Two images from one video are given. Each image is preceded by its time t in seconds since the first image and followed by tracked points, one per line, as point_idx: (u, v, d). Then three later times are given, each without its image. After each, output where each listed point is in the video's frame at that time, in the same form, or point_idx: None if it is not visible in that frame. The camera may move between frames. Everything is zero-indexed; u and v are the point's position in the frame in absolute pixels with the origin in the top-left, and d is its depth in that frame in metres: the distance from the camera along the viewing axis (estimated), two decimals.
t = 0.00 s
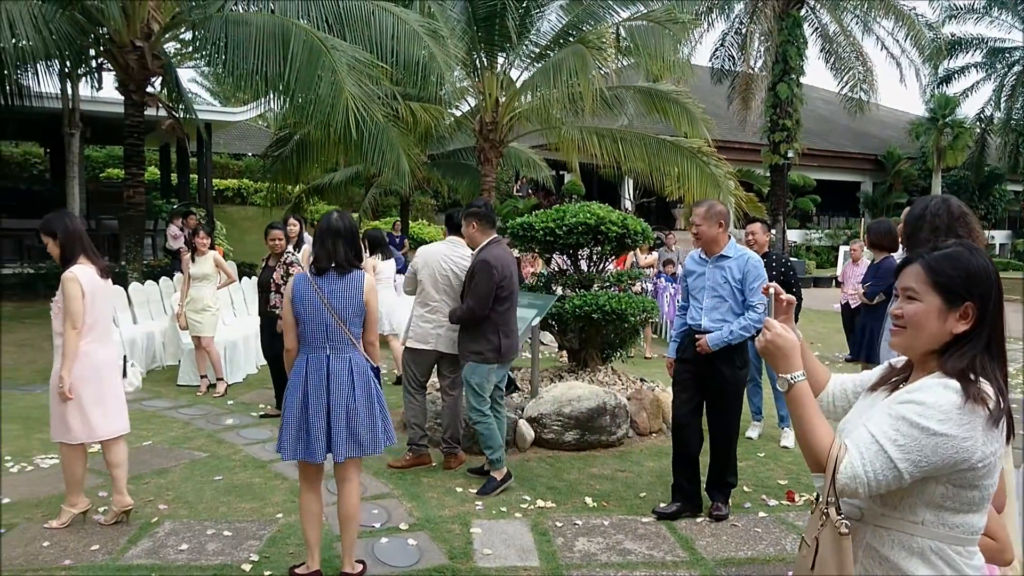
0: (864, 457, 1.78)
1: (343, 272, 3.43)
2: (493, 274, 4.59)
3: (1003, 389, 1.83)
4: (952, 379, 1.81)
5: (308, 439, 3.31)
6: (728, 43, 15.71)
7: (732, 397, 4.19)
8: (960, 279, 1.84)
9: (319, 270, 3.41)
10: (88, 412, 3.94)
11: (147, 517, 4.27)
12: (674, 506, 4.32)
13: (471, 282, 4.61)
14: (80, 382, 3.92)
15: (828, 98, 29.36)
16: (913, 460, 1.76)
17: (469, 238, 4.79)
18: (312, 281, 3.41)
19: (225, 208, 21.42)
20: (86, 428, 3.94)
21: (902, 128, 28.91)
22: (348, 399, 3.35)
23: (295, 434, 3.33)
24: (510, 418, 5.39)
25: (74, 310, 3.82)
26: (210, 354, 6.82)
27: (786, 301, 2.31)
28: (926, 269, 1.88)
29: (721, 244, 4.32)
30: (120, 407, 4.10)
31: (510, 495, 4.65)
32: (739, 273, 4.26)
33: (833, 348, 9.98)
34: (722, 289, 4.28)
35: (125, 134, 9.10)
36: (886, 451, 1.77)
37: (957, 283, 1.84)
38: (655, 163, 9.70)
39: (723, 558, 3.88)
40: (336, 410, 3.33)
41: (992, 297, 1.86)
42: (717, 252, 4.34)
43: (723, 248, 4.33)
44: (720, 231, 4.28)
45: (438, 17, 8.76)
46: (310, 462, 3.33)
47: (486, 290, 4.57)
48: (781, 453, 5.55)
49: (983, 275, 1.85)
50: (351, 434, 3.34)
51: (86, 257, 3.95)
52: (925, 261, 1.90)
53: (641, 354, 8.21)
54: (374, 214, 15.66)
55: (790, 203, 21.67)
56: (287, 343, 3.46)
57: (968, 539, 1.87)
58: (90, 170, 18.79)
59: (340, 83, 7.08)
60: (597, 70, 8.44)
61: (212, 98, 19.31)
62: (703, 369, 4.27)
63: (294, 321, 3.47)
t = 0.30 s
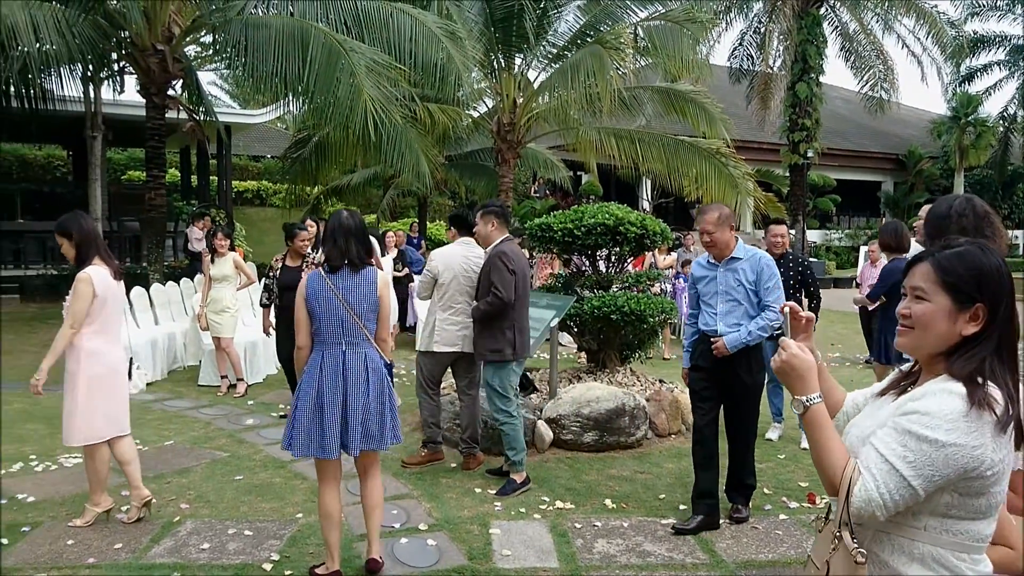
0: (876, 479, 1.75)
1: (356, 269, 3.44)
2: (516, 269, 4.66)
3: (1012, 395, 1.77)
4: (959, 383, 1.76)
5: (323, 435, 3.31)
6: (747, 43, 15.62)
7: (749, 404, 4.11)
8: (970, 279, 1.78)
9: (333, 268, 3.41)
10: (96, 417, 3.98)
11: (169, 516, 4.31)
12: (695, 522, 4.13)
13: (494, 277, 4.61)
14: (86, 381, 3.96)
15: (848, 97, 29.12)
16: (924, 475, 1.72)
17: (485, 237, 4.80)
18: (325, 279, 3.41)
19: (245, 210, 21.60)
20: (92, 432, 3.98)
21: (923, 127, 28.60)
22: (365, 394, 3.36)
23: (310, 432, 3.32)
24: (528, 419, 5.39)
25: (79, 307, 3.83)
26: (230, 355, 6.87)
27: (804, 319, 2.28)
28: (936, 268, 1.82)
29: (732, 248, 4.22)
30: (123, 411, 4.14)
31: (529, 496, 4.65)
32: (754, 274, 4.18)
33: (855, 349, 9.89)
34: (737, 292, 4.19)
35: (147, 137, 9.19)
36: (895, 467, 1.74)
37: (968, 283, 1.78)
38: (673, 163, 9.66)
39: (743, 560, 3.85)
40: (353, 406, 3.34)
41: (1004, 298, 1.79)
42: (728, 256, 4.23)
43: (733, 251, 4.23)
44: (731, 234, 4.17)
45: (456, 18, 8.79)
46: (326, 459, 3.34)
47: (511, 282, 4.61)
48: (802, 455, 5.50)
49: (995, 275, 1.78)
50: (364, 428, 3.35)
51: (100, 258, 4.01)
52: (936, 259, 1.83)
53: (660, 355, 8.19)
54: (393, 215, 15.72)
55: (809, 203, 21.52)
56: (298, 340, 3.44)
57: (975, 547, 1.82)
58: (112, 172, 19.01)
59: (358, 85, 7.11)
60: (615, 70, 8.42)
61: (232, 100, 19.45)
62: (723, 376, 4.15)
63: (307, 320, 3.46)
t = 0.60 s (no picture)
0: (892, 503, 1.66)
1: (391, 272, 3.50)
2: (539, 265, 4.70)
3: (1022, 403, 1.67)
4: (965, 393, 1.66)
5: (364, 437, 3.30)
6: (764, 42, 15.53)
7: (764, 407, 4.06)
8: (971, 282, 1.69)
9: (367, 271, 3.43)
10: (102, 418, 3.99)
11: (189, 516, 4.34)
12: (713, 525, 4.11)
13: (519, 274, 4.63)
14: (106, 383, 4.00)
15: (868, 95, 28.87)
16: (942, 496, 1.62)
17: (498, 239, 4.78)
18: (360, 281, 3.40)
19: (263, 212, 21.80)
20: (98, 433, 3.99)
21: (944, 125, 28.30)
22: (405, 391, 3.42)
23: (351, 433, 3.30)
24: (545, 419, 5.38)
25: (100, 311, 3.89)
26: (249, 356, 6.89)
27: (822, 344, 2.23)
28: (937, 271, 1.73)
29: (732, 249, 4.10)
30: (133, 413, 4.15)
31: (546, 497, 4.64)
32: (756, 272, 4.08)
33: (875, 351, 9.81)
34: (741, 293, 4.08)
35: (167, 139, 9.28)
36: (909, 490, 1.64)
37: (969, 286, 1.69)
38: (691, 164, 9.62)
39: (762, 563, 3.82)
40: (395, 404, 3.37)
41: (1009, 300, 1.69)
42: (728, 257, 4.11)
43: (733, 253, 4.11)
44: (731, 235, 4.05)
45: (472, 19, 8.81)
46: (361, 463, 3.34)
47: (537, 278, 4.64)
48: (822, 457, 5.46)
49: (998, 278, 1.69)
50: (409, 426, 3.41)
51: (117, 262, 4.04)
52: (937, 262, 1.75)
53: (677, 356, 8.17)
54: (410, 216, 15.79)
55: (828, 202, 21.35)
56: (329, 343, 3.39)
57: (985, 562, 1.72)
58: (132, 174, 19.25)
59: (375, 87, 7.12)
60: (632, 70, 8.40)
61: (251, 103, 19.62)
62: (730, 379, 4.06)
63: (338, 322, 3.42)
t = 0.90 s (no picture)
0: (902, 507, 1.63)
1: (424, 273, 3.53)
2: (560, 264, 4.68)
3: None
4: (986, 404, 1.62)
5: (403, 437, 3.33)
6: (782, 40, 15.43)
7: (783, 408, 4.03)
8: (982, 287, 1.64)
9: (402, 274, 3.45)
10: (117, 414, 4.03)
11: (208, 514, 4.38)
12: (731, 526, 4.08)
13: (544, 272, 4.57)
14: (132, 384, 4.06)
15: (887, 94, 28.62)
16: (955, 505, 1.59)
17: (514, 239, 4.72)
18: (393, 283, 3.41)
19: (281, 212, 21.94)
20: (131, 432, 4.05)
21: (964, 123, 27.98)
22: (438, 393, 3.47)
23: (391, 435, 3.31)
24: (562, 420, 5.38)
25: (132, 310, 3.95)
26: (266, 355, 6.93)
27: (826, 337, 2.08)
28: (948, 276, 1.69)
29: (743, 243, 4.02)
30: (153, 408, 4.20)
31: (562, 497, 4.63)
32: (768, 266, 3.98)
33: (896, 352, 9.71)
34: (754, 289, 3.98)
35: (185, 140, 9.36)
36: (921, 496, 1.61)
37: (980, 289, 1.64)
38: (708, 163, 9.59)
39: (781, 564, 3.79)
40: (430, 407, 3.41)
41: None
42: (740, 251, 4.02)
43: (744, 246, 4.02)
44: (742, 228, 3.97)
45: (488, 19, 8.82)
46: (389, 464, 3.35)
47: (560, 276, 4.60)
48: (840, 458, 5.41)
49: (1014, 281, 1.64)
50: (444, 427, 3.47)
51: (132, 262, 4.08)
52: (947, 266, 1.71)
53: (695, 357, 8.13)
54: (426, 216, 15.82)
55: (847, 202, 21.18)
56: (365, 344, 3.37)
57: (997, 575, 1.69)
58: (151, 175, 19.43)
59: (392, 87, 7.14)
60: (649, 69, 8.37)
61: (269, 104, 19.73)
62: (744, 379, 3.99)
63: (372, 324, 3.39)
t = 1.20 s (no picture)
0: (907, 493, 1.61)
1: (449, 274, 3.53)
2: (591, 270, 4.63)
3: None
4: (1013, 410, 1.56)
5: (425, 436, 3.36)
6: (801, 38, 15.32)
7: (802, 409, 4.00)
8: (1004, 288, 1.63)
9: (429, 275, 3.45)
10: (145, 412, 4.08)
11: (228, 511, 4.42)
12: (749, 526, 4.07)
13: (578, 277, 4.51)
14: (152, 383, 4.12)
15: (908, 91, 28.33)
16: (962, 500, 1.55)
17: (546, 237, 4.63)
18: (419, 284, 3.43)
19: (300, 211, 22.09)
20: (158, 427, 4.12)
21: (987, 121, 27.64)
22: (461, 395, 3.47)
23: (414, 435, 3.35)
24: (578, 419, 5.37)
25: (150, 308, 4.00)
26: (285, 354, 6.99)
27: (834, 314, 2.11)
28: (965, 280, 1.68)
29: (767, 241, 3.98)
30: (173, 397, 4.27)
31: (580, 496, 4.63)
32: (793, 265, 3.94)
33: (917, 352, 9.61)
34: (778, 289, 3.93)
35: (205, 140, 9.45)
36: (930, 485, 1.58)
37: (1003, 294, 1.63)
38: (726, 161, 9.54)
39: (800, 565, 3.77)
40: (453, 408, 3.42)
41: None
42: (763, 249, 3.98)
43: (768, 244, 3.98)
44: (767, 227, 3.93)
45: (505, 19, 8.83)
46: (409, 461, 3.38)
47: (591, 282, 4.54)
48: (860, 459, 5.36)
49: None
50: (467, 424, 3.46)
51: (152, 262, 4.13)
52: (964, 271, 1.70)
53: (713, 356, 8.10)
54: (444, 215, 15.87)
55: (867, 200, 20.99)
56: (388, 344, 3.37)
57: None
58: (172, 175, 19.64)
59: (410, 86, 7.17)
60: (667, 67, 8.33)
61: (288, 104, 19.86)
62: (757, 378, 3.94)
63: (397, 324, 3.40)
